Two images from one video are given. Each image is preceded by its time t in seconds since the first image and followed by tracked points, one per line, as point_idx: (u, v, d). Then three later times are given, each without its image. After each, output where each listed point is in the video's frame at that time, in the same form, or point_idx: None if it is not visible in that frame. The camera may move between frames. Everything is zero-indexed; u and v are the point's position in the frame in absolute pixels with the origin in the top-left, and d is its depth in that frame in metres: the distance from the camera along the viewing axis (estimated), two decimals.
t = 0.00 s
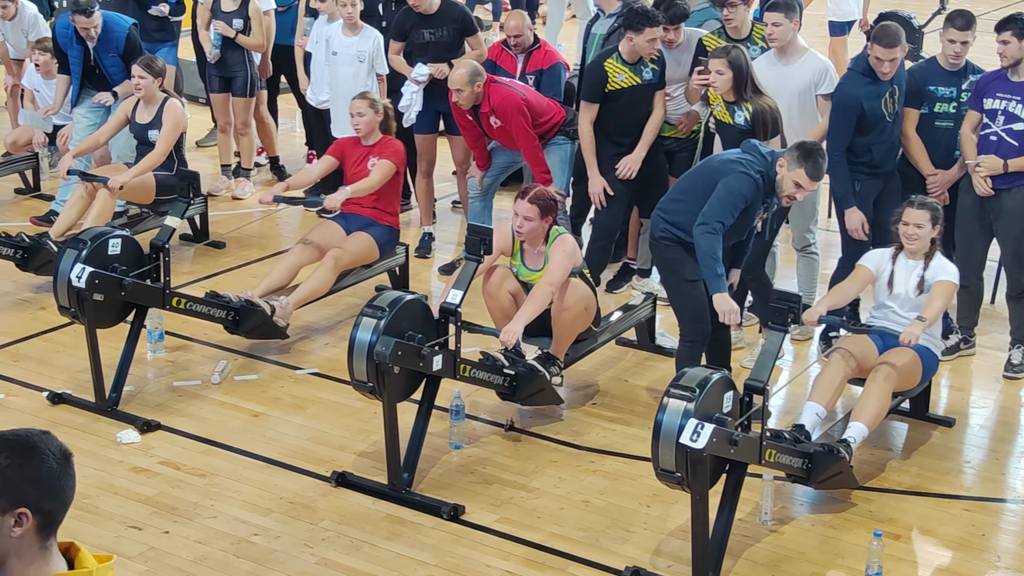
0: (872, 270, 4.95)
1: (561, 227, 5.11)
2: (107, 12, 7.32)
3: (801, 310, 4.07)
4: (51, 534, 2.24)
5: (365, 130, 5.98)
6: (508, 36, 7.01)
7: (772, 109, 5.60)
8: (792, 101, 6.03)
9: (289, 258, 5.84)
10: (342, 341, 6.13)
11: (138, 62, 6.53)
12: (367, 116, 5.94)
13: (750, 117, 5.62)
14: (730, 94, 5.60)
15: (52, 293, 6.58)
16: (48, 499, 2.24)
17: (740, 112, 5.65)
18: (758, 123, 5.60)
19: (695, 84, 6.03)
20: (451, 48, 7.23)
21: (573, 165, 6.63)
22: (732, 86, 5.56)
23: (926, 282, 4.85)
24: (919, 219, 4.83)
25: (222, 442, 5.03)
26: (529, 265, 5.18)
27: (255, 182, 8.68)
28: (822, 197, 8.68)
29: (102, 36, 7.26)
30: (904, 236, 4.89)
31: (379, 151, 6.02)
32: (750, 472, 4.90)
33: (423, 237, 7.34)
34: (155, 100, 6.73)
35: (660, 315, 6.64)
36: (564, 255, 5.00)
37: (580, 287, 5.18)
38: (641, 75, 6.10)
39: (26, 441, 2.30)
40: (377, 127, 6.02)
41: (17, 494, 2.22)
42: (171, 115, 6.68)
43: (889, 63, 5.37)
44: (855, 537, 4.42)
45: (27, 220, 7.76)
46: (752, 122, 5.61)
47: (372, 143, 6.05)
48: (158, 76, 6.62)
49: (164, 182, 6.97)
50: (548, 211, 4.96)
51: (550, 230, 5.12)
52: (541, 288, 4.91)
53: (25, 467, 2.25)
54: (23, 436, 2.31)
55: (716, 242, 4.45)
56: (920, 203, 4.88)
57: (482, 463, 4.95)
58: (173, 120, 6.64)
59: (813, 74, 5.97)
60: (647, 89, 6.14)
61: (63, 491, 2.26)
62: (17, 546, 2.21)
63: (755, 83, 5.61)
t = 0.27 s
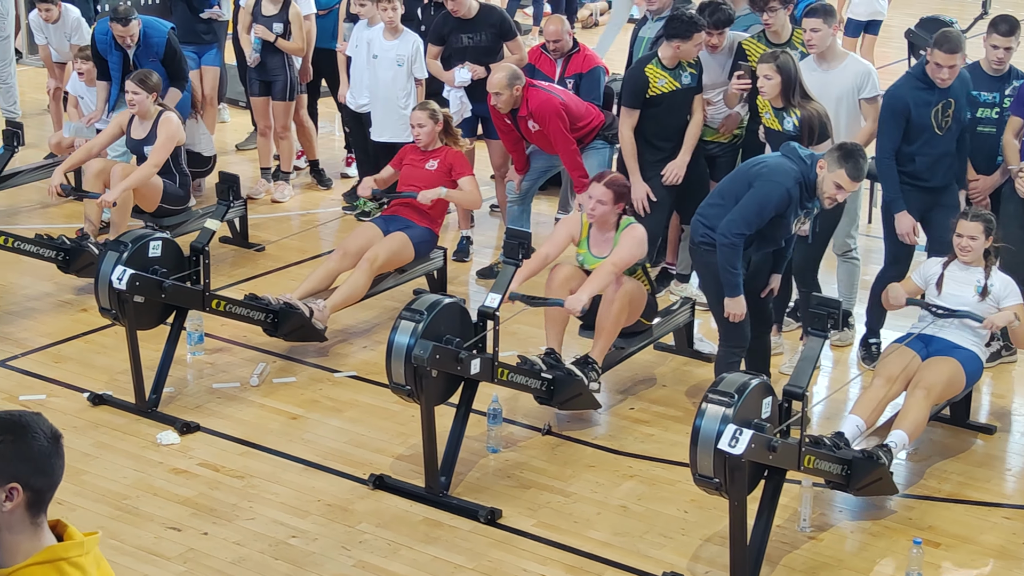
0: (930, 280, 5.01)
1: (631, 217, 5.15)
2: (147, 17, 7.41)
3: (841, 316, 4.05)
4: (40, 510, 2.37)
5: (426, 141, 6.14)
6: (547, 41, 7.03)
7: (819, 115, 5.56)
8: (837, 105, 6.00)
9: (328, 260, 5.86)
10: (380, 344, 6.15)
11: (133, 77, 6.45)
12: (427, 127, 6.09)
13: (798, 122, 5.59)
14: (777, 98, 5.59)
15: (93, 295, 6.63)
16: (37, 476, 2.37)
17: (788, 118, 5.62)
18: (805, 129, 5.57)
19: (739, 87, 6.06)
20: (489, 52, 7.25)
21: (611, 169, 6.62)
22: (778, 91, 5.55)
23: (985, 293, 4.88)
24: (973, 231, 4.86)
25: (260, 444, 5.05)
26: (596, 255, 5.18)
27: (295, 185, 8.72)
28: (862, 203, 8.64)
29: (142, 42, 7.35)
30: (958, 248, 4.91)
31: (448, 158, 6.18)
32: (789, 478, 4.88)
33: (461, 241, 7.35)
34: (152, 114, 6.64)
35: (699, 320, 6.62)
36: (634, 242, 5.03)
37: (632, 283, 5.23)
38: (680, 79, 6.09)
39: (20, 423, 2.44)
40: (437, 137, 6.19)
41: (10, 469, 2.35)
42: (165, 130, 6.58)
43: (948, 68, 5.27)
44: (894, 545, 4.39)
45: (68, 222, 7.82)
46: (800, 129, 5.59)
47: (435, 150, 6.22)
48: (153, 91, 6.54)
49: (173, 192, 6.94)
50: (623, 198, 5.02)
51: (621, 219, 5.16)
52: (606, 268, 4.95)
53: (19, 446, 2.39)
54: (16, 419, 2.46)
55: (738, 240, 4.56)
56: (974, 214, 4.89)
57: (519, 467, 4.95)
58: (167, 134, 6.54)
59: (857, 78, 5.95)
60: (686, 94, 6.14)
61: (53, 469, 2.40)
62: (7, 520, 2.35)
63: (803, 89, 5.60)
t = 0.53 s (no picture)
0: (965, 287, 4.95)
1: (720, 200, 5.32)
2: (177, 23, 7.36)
3: (881, 322, 4.03)
4: (38, 466, 2.26)
5: (461, 147, 6.18)
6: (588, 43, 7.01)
7: (869, 124, 5.22)
8: (881, 108, 5.96)
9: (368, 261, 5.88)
10: (417, 348, 6.16)
11: (130, 92, 6.43)
12: (462, 131, 6.13)
13: (846, 132, 5.23)
14: (825, 106, 5.33)
15: (133, 298, 6.67)
16: (31, 433, 2.25)
17: (837, 127, 5.28)
18: (854, 137, 5.20)
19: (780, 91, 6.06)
20: (527, 57, 7.23)
21: (650, 174, 6.61)
22: (826, 99, 5.31)
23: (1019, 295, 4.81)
24: (1008, 232, 4.76)
25: (298, 447, 5.06)
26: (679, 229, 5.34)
27: (333, 189, 8.75)
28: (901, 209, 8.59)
29: (173, 49, 7.33)
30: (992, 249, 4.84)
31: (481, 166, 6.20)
32: (827, 484, 4.85)
33: (498, 245, 7.35)
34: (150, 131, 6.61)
35: (737, 325, 6.60)
36: (720, 221, 5.20)
37: (688, 301, 5.31)
38: (718, 85, 6.11)
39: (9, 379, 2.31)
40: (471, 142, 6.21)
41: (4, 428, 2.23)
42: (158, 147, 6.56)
43: (1014, 78, 5.12)
44: (933, 552, 4.36)
45: (109, 226, 7.88)
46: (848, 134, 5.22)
47: (470, 155, 6.23)
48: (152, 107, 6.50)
49: (180, 204, 6.93)
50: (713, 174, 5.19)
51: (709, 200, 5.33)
52: (688, 245, 5.15)
53: (7, 404, 2.25)
54: (5, 378, 2.31)
55: (773, 238, 4.55)
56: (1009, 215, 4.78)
57: (556, 472, 4.94)
58: (159, 150, 6.56)
59: (901, 81, 5.90)
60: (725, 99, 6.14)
61: (47, 426, 2.27)
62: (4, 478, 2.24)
63: (853, 96, 5.33)
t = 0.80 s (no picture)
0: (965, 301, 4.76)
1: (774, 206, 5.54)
2: (203, 28, 7.37)
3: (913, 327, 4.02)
4: (29, 435, 2.28)
5: (447, 154, 5.85)
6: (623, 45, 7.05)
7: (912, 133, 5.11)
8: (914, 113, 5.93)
9: (392, 260, 5.87)
10: (447, 352, 6.16)
11: (155, 100, 6.49)
12: (448, 141, 5.79)
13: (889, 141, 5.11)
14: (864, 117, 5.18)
15: (164, 301, 6.70)
16: (15, 405, 2.24)
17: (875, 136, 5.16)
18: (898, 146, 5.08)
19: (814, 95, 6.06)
20: (557, 62, 7.23)
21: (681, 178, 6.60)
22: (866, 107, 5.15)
23: None
24: (1017, 242, 4.58)
25: (328, 450, 5.08)
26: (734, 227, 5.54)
27: (363, 193, 8.77)
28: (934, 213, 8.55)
29: (198, 54, 7.34)
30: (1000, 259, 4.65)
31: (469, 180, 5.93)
32: (859, 490, 4.83)
33: (528, 249, 7.36)
34: (171, 139, 6.64)
35: (768, 330, 6.58)
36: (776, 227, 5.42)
37: (719, 303, 5.35)
38: (750, 91, 6.06)
39: None
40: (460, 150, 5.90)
41: None
42: (178, 153, 6.54)
43: None
44: (965, 559, 4.33)
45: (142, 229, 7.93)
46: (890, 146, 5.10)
47: (459, 168, 5.97)
48: (176, 114, 6.56)
49: (208, 207, 6.93)
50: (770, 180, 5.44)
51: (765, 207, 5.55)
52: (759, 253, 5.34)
53: None
54: None
55: (804, 220, 4.50)
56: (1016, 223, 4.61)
57: (586, 476, 4.94)
58: (176, 156, 6.51)
59: (936, 86, 5.88)
60: (757, 106, 6.10)
61: (32, 395, 2.27)
62: None
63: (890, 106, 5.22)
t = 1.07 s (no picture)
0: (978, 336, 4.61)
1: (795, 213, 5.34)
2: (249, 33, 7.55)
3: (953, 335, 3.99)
4: (41, 423, 2.42)
5: (442, 180, 5.71)
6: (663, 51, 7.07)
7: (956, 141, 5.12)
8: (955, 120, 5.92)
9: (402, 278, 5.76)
10: (485, 358, 6.17)
11: (240, 87, 6.68)
12: (445, 165, 5.65)
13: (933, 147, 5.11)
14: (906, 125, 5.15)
15: (204, 306, 6.74)
16: (33, 393, 2.40)
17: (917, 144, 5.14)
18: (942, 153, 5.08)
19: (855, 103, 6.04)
20: (595, 68, 7.23)
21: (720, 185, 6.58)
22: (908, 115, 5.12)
23: None
24: None
25: (367, 455, 5.09)
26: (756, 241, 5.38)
27: (402, 199, 8.80)
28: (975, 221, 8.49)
29: (242, 56, 7.50)
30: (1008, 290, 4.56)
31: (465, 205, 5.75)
32: (899, 499, 4.80)
33: (566, 255, 7.36)
34: (254, 126, 6.85)
35: (807, 338, 6.55)
36: (808, 241, 5.23)
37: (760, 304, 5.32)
38: (790, 98, 6.05)
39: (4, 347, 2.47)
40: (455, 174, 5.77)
41: (11, 390, 2.37)
42: (263, 141, 6.77)
43: None
44: (1007, 569, 4.30)
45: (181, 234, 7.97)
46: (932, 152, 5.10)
47: (454, 195, 5.83)
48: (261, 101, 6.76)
49: (265, 208, 6.99)
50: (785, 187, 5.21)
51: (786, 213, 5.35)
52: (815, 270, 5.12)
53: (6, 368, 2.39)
54: None
55: (845, 210, 4.56)
56: None
57: (624, 483, 4.93)
58: (262, 146, 6.74)
59: (979, 94, 5.84)
60: (796, 113, 6.10)
61: (46, 384, 2.42)
62: (14, 437, 2.39)
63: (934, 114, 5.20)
